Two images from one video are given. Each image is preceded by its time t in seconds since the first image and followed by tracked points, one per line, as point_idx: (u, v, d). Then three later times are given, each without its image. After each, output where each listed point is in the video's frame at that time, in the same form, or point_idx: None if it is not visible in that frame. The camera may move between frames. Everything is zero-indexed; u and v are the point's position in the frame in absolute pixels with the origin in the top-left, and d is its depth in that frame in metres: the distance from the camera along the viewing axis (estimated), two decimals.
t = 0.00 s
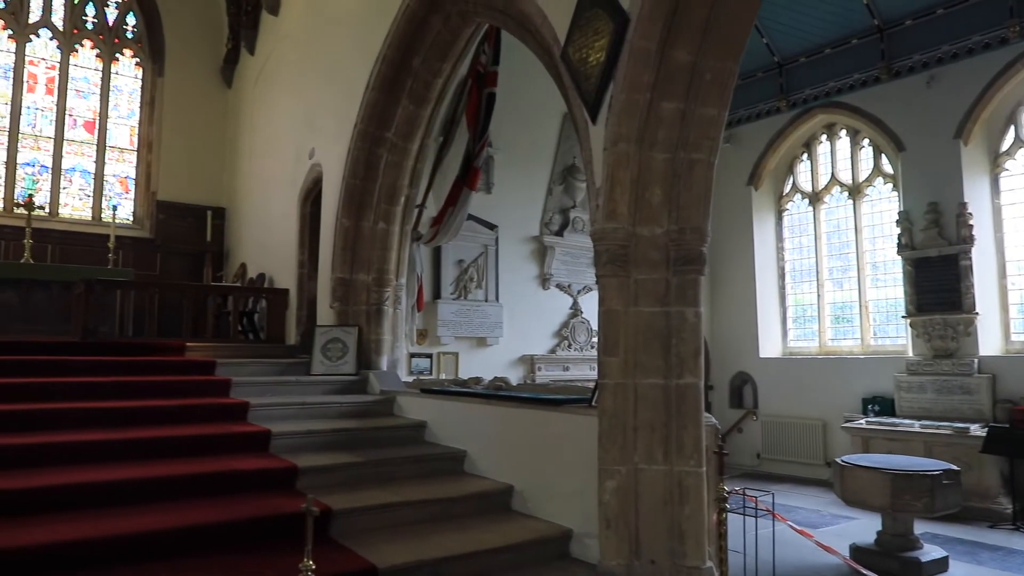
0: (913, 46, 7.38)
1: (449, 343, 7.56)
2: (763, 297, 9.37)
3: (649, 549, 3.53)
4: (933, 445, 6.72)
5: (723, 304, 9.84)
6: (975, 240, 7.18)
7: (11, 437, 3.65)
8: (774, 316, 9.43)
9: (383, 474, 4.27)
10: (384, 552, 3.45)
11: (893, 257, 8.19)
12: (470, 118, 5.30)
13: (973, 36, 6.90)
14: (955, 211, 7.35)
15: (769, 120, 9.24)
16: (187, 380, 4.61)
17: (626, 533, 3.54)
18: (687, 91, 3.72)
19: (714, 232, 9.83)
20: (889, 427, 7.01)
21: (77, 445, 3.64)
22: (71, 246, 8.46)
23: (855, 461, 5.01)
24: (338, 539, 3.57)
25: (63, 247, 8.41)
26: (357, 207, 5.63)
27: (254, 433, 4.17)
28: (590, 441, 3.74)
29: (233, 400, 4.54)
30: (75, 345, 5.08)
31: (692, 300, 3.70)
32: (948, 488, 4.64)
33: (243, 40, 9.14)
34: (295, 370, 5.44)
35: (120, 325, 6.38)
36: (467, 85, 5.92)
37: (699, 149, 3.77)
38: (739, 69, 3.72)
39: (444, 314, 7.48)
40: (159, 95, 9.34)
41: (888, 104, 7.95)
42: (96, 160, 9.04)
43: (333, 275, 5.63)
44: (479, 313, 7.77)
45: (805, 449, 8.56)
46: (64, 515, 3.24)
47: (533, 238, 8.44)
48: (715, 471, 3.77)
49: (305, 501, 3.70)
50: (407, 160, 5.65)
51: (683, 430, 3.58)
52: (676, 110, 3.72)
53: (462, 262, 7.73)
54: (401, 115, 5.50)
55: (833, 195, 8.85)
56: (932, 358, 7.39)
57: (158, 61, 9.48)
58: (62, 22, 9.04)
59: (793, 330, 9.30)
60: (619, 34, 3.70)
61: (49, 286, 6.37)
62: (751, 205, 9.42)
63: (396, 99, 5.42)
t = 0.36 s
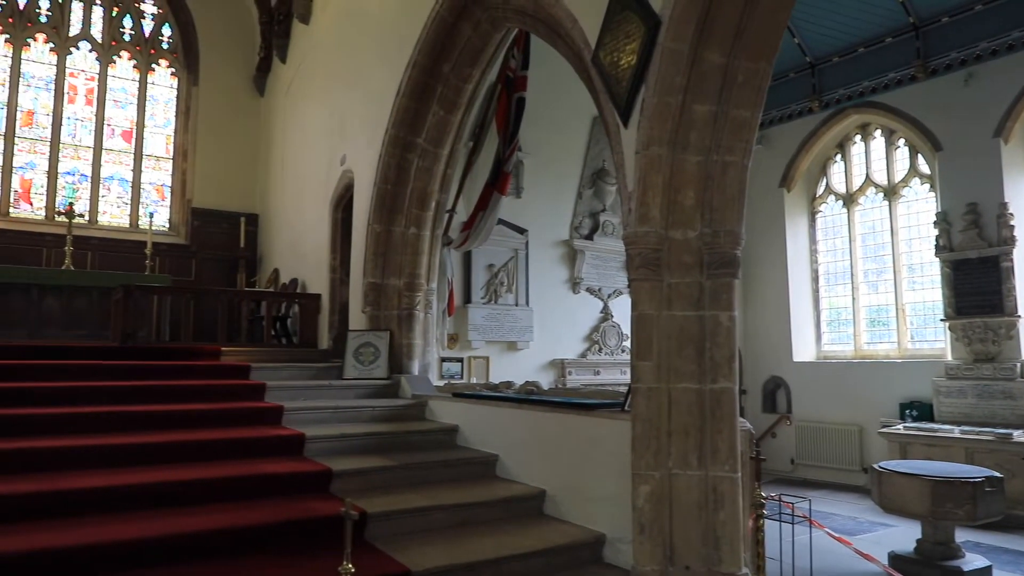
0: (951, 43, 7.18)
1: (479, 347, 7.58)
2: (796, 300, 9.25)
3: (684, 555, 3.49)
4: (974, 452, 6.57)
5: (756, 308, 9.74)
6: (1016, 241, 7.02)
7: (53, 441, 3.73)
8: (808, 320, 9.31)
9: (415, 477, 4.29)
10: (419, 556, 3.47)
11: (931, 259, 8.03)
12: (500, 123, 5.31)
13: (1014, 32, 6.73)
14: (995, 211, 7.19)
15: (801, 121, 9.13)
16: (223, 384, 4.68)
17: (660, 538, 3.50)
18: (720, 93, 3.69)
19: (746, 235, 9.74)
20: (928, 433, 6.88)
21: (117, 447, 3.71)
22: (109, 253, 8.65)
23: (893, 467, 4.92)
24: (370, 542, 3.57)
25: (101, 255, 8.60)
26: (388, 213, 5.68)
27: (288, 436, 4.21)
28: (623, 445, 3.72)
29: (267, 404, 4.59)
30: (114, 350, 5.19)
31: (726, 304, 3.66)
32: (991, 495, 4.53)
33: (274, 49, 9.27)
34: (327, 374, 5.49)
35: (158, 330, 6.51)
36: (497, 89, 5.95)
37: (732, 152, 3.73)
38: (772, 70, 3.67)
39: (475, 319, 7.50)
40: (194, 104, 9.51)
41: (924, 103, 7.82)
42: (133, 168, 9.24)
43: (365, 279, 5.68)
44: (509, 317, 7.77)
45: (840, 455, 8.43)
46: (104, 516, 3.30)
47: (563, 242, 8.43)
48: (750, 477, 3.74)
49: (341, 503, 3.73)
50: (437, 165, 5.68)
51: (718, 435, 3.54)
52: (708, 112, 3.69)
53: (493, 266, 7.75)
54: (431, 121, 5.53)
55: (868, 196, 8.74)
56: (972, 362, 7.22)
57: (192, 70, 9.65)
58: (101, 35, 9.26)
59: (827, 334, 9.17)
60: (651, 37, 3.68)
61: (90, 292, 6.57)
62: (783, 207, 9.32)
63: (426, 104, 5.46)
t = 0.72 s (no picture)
0: (990, 38, 6.97)
1: (511, 351, 7.59)
2: (831, 301, 9.12)
3: (720, 560, 3.44)
4: (1019, 456, 6.40)
5: (790, 310, 9.62)
6: None
7: (95, 444, 3.81)
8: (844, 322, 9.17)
9: (448, 481, 4.30)
10: (454, 559, 3.47)
11: (970, 259, 7.87)
12: (529, 126, 5.32)
13: None
14: None
15: (835, 120, 9.02)
16: (260, 388, 4.74)
17: (696, 543, 3.47)
18: (754, 92, 3.65)
19: (780, 236, 9.64)
20: (969, 437, 6.73)
21: (157, 451, 3.77)
22: (147, 260, 8.82)
23: (934, 472, 4.81)
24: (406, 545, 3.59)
25: (139, 262, 8.78)
26: (419, 217, 5.72)
27: (324, 440, 4.25)
28: (658, 449, 3.69)
29: (303, 408, 4.63)
30: (153, 355, 5.29)
31: (762, 306, 3.60)
32: None
33: (305, 57, 9.39)
34: (360, 378, 5.53)
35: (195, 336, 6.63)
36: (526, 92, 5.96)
37: (767, 152, 3.68)
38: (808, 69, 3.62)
39: (506, 322, 7.51)
40: (228, 113, 9.67)
41: (962, 101, 7.67)
42: (168, 177, 9.41)
43: (397, 284, 5.71)
44: (541, 320, 7.77)
45: (879, 458, 8.28)
46: (145, 518, 3.36)
47: (593, 245, 8.41)
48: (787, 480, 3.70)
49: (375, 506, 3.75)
50: (467, 169, 5.70)
51: (754, 439, 3.49)
52: (742, 112, 3.65)
53: (523, 270, 7.76)
54: (461, 125, 5.56)
55: (904, 195, 8.59)
56: (1015, 364, 7.05)
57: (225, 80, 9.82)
58: (137, 47, 9.45)
59: (863, 336, 9.03)
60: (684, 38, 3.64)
61: (128, 299, 6.80)
62: (817, 207, 9.21)
63: (456, 109, 5.48)
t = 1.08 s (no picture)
0: None
1: (540, 355, 7.59)
2: (865, 303, 8.99)
3: (756, 567, 3.40)
4: None
5: (823, 312, 9.48)
6: None
7: (134, 448, 3.88)
8: (878, 324, 9.04)
9: (480, 485, 4.30)
10: (488, 564, 3.47)
11: (1010, 259, 7.68)
12: (558, 130, 5.31)
13: None
14: None
15: (868, 119, 8.93)
16: (293, 393, 4.79)
17: (732, 550, 3.41)
18: (786, 94, 3.59)
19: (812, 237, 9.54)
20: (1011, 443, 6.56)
21: (193, 454, 3.82)
22: (181, 266, 8.98)
23: (975, 478, 4.63)
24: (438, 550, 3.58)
25: (174, 268, 8.94)
26: (449, 222, 5.74)
27: (356, 444, 4.28)
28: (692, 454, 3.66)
29: (334, 412, 4.67)
30: (188, 359, 5.37)
31: (796, 309, 3.53)
32: None
33: (333, 63, 9.48)
34: (391, 383, 5.56)
35: (228, 340, 6.73)
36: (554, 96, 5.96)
37: (800, 154, 3.61)
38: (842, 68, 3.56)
39: (535, 327, 7.52)
40: (259, 121, 9.81)
41: (1000, 97, 7.50)
42: (201, 184, 9.57)
43: (426, 288, 5.74)
44: (570, 324, 7.75)
45: (916, 464, 8.14)
46: (181, 520, 3.41)
47: (622, 248, 8.39)
48: (823, 486, 3.62)
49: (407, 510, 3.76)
50: (495, 174, 5.72)
51: (790, 445, 3.43)
52: (774, 114, 3.59)
53: (552, 274, 7.76)
54: (489, 130, 5.57)
55: (940, 194, 8.42)
56: None
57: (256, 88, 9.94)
58: (171, 57, 9.62)
59: (899, 338, 8.87)
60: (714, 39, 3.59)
61: (163, 304, 6.96)
62: (850, 208, 9.10)
63: (485, 114, 5.50)
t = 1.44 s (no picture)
0: None
1: (572, 362, 7.57)
2: (903, 310, 8.83)
3: None
4: None
5: (860, 319, 9.34)
6: None
7: (173, 453, 3.95)
8: (917, 331, 8.87)
9: (513, 493, 4.30)
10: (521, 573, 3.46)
11: None
12: (589, 137, 5.31)
13: None
14: None
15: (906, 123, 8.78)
16: (327, 400, 4.83)
17: (770, 563, 3.33)
18: (823, 98, 3.49)
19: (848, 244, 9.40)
20: None
21: (230, 460, 3.87)
22: (217, 274, 9.14)
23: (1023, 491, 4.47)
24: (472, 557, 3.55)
25: (210, 275, 9.10)
26: (481, 230, 5.77)
27: (389, 451, 4.28)
28: (728, 464, 3.60)
29: (368, 419, 4.70)
30: (224, 366, 5.45)
31: (835, 317, 3.44)
32: None
33: (366, 73, 9.59)
34: (423, 390, 5.59)
35: (263, 347, 6.82)
36: (585, 103, 5.97)
37: (838, 160, 3.52)
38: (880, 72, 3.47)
39: (566, 334, 7.51)
40: (293, 130, 9.95)
41: None
42: (237, 193, 9.74)
43: (458, 296, 5.76)
44: (602, 331, 7.73)
45: (958, 475, 7.95)
46: (219, 525, 3.46)
47: (655, 255, 8.34)
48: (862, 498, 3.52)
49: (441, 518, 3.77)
50: (528, 181, 5.74)
51: (829, 455, 3.33)
52: (810, 119, 3.50)
53: (584, 281, 7.75)
54: (522, 138, 5.59)
55: (980, 198, 8.24)
56: None
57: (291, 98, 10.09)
58: (207, 69, 9.81)
59: (938, 345, 8.69)
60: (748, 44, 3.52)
61: (200, 311, 7.08)
62: (887, 213, 8.95)
63: (516, 122, 5.51)
